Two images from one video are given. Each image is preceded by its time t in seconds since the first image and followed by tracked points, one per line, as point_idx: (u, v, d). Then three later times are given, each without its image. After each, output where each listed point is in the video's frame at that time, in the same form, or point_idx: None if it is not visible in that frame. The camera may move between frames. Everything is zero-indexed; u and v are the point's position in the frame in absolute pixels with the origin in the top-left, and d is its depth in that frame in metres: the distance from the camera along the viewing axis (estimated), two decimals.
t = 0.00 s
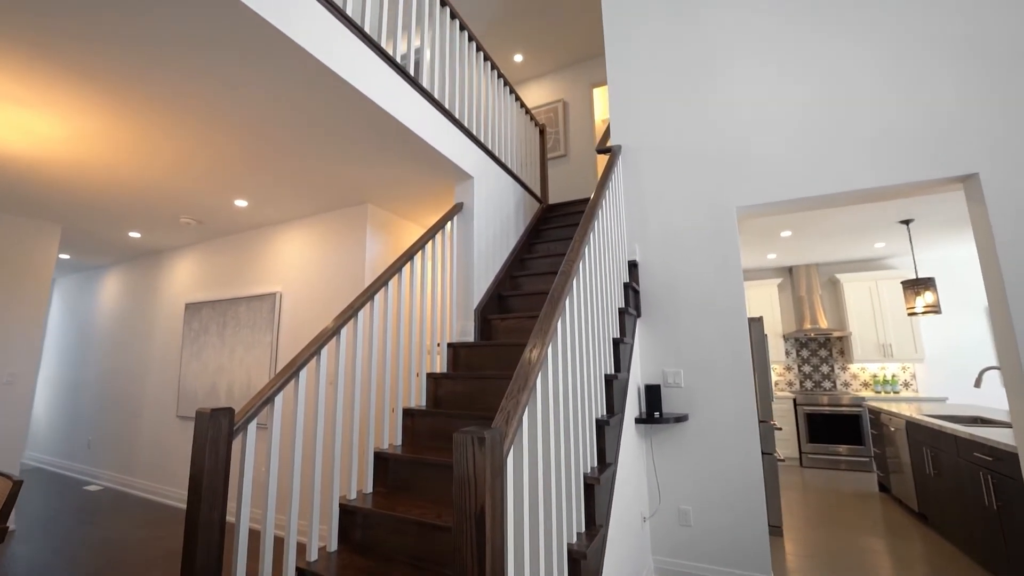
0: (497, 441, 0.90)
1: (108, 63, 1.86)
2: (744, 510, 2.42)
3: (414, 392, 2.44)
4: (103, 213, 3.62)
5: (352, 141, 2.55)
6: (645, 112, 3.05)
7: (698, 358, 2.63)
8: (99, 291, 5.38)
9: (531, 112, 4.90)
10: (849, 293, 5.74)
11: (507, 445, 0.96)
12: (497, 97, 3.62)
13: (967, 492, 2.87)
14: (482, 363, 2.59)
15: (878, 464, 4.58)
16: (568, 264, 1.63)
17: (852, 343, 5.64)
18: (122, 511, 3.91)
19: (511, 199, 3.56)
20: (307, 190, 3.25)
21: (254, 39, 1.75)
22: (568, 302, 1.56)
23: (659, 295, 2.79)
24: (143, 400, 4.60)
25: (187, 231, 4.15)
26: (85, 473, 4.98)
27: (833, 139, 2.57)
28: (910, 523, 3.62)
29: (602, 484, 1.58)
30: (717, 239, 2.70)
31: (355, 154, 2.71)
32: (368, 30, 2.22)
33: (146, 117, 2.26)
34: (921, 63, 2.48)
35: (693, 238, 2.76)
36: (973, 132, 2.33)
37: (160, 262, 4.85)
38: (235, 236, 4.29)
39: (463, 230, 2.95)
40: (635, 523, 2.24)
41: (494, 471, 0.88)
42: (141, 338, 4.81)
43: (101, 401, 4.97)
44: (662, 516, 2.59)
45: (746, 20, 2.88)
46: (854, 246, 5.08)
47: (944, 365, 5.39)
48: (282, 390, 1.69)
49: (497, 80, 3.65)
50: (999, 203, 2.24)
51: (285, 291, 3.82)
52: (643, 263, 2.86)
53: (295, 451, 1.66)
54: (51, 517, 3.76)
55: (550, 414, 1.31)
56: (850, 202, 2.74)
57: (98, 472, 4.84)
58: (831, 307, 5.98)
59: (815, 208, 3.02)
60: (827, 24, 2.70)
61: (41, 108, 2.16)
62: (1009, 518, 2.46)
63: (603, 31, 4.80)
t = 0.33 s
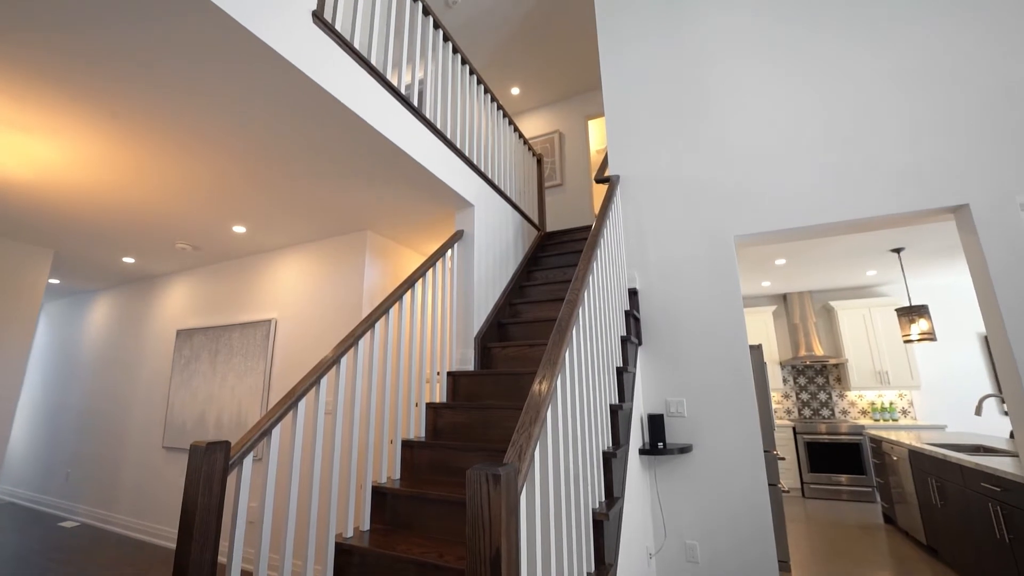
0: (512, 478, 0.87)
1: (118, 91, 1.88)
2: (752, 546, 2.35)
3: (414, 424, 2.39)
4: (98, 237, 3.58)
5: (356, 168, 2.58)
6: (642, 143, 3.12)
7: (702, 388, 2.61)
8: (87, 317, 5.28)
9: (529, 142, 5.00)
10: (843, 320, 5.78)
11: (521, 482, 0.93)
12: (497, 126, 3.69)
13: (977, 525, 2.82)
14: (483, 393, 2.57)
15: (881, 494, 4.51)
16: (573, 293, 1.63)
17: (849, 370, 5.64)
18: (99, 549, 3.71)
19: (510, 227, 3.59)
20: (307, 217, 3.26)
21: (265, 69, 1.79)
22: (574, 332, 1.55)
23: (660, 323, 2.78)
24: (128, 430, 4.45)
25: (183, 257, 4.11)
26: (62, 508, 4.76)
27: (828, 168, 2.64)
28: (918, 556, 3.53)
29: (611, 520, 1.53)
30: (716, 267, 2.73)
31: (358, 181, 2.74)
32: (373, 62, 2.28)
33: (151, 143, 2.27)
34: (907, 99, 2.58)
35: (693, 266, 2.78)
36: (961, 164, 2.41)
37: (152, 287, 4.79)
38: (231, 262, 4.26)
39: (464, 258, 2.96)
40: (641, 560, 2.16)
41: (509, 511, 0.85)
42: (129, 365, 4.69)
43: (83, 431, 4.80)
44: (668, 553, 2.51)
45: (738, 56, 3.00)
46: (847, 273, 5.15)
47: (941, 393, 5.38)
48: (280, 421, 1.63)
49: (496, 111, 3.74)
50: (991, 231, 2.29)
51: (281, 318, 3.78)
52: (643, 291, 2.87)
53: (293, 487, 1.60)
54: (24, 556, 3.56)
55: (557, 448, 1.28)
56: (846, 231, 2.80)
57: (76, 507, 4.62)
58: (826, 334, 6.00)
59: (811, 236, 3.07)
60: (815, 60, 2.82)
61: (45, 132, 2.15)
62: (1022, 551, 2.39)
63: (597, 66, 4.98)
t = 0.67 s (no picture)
0: (526, 503, 0.86)
1: (122, 103, 1.87)
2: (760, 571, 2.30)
3: (414, 443, 2.35)
4: (93, 251, 3.53)
5: (357, 183, 2.58)
6: (641, 161, 3.16)
7: (704, 407, 2.59)
8: (76, 332, 5.18)
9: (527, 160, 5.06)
10: (839, 337, 5.81)
11: (534, 506, 0.91)
12: (496, 143, 3.73)
13: (983, 546, 2.78)
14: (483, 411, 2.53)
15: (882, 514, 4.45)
16: (579, 311, 1.63)
17: (846, 388, 5.63)
18: None
19: (509, 243, 3.60)
20: (306, 232, 3.24)
21: (270, 83, 1.80)
22: (581, 350, 1.54)
23: (661, 340, 2.78)
24: (114, 449, 4.32)
25: (178, 272, 4.07)
26: (41, 532, 4.58)
27: (825, 186, 2.69)
28: None
29: (619, 544, 1.49)
30: (716, 284, 2.74)
31: (359, 196, 2.73)
32: (377, 80, 2.31)
33: (152, 156, 2.26)
34: (902, 111, 2.66)
35: (693, 283, 2.79)
36: (955, 183, 2.46)
37: (144, 303, 4.72)
38: (226, 278, 4.22)
39: (464, 274, 2.95)
40: None
41: (524, 537, 0.83)
42: (118, 382, 4.58)
43: (67, 450, 4.66)
44: None
45: (738, 64, 3.09)
46: (841, 291, 5.19)
47: (938, 410, 5.38)
48: (278, 442, 1.59)
49: (496, 129, 3.78)
50: (987, 249, 2.32)
51: (276, 335, 3.73)
52: (644, 308, 2.86)
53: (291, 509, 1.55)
54: None
55: (565, 471, 1.25)
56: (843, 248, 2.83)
57: (56, 531, 4.45)
58: (822, 351, 6.02)
59: (809, 254, 3.11)
60: (810, 82, 2.90)
61: (44, 144, 2.14)
62: None
63: (594, 87, 5.08)
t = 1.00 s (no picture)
0: (535, 504, 0.85)
1: (122, 103, 1.86)
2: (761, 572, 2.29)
3: (414, 445, 2.33)
4: (89, 251, 3.50)
5: (358, 183, 2.57)
6: (641, 161, 3.17)
7: (706, 408, 2.58)
8: (72, 333, 5.14)
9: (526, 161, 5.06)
10: (837, 339, 5.83)
11: (541, 507, 0.91)
12: (496, 144, 3.72)
13: (983, 548, 2.78)
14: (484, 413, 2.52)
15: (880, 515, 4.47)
16: (583, 312, 1.62)
17: (843, 390, 5.64)
18: None
19: (509, 244, 3.59)
20: (306, 232, 3.23)
21: (271, 83, 1.79)
22: (585, 351, 1.53)
23: (661, 341, 2.77)
24: (110, 451, 4.28)
25: (175, 272, 4.04)
26: (35, 535, 4.53)
27: (825, 187, 2.70)
28: None
29: (624, 546, 1.48)
30: (718, 285, 2.74)
31: (359, 197, 2.72)
32: (379, 79, 2.30)
33: (150, 156, 2.24)
34: (902, 112, 2.67)
35: (694, 284, 2.79)
36: (955, 185, 2.47)
37: (141, 303, 4.68)
38: (224, 278, 4.19)
39: (465, 275, 2.94)
40: None
41: (533, 539, 0.83)
42: (114, 383, 4.55)
43: (61, 452, 4.62)
44: None
45: (739, 66, 3.09)
46: (840, 292, 5.20)
47: (935, 412, 5.40)
48: (279, 444, 1.57)
49: (496, 130, 3.77)
50: (987, 250, 2.33)
51: (275, 335, 3.71)
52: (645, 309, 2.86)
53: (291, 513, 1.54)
54: None
55: (570, 471, 1.25)
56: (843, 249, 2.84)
57: (51, 534, 4.41)
58: (820, 353, 6.04)
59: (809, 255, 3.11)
60: (810, 83, 2.90)
61: (42, 144, 2.12)
62: None
63: (594, 88, 5.08)
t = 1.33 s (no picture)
0: (543, 505, 0.85)
1: (120, 102, 1.84)
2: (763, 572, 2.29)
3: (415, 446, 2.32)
4: (86, 250, 3.48)
5: (358, 183, 2.55)
6: (642, 161, 3.16)
7: (707, 408, 2.58)
8: (67, 333, 5.10)
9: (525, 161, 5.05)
10: (835, 339, 5.85)
11: (549, 509, 0.90)
12: (496, 143, 3.71)
13: (983, 548, 2.79)
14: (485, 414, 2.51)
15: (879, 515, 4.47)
16: (586, 312, 1.61)
17: (842, 390, 5.66)
18: None
19: (510, 244, 3.58)
20: (304, 232, 3.21)
21: (271, 82, 1.78)
22: (588, 351, 1.53)
23: (662, 341, 2.77)
24: (107, 452, 4.26)
25: (173, 271, 4.01)
26: (30, 537, 4.50)
27: (825, 187, 2.70)
28: None
29: (627, 548, 1.48)
30: (718, 285, 2.74)
31: (359, 197, 2.71)
32: (380, 78, 2.29)
33: (149, 155, 2.23)
34: (903, 112, 2.68)
35: (695, 284, 2.79)
36: (955, 185, 2.48)
37: (138, 303, 4.65)
38: (221, 278, 4.17)
39: (466, 275, 2.94)
40: None
41: (541, 540, 0.82)
42: (111, 383, 4.52)
43: (57, 453, 4.59)
44: None
45: (739, 66, 3.09)
46: (839, 293, 5.21)
47: (933, 412, 5.42)
48: (280, 445, 1.56)
49: (496, 129, 3.77)
50: (987, 250, 2.33)
51: (273, 335, 3.69)
52: (646, 309, 2.86)
53: (292, 516, 1.52)
54: None
55: (575, 472, 1.24)
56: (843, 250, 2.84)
57: (46, 535, 4.38)
58: (819, 353, 6.06)
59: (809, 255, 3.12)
60: (810, 83, 2.91)
61: (40, 143, 2.10)
62: None
63: (594, 88, 5.08)
